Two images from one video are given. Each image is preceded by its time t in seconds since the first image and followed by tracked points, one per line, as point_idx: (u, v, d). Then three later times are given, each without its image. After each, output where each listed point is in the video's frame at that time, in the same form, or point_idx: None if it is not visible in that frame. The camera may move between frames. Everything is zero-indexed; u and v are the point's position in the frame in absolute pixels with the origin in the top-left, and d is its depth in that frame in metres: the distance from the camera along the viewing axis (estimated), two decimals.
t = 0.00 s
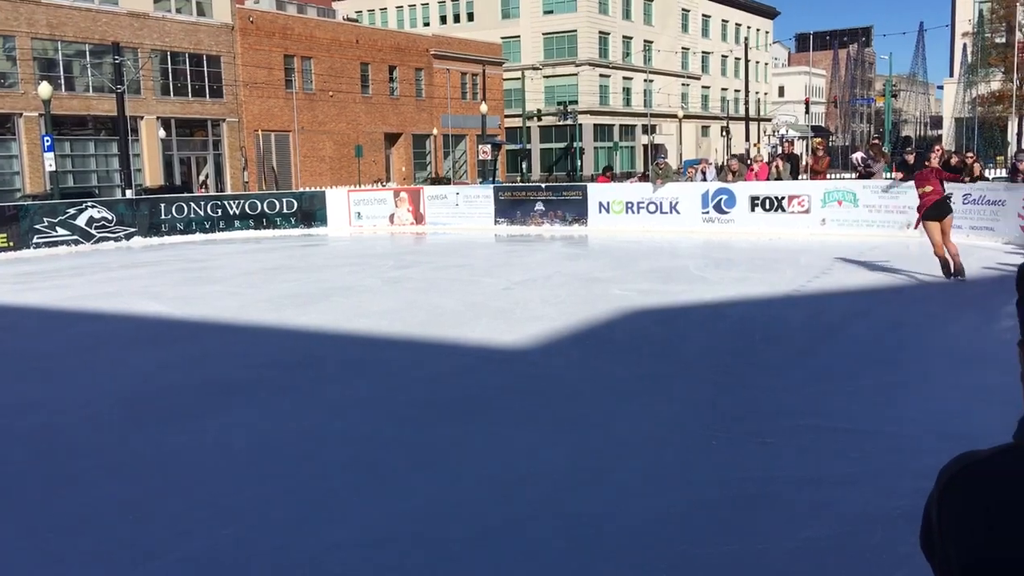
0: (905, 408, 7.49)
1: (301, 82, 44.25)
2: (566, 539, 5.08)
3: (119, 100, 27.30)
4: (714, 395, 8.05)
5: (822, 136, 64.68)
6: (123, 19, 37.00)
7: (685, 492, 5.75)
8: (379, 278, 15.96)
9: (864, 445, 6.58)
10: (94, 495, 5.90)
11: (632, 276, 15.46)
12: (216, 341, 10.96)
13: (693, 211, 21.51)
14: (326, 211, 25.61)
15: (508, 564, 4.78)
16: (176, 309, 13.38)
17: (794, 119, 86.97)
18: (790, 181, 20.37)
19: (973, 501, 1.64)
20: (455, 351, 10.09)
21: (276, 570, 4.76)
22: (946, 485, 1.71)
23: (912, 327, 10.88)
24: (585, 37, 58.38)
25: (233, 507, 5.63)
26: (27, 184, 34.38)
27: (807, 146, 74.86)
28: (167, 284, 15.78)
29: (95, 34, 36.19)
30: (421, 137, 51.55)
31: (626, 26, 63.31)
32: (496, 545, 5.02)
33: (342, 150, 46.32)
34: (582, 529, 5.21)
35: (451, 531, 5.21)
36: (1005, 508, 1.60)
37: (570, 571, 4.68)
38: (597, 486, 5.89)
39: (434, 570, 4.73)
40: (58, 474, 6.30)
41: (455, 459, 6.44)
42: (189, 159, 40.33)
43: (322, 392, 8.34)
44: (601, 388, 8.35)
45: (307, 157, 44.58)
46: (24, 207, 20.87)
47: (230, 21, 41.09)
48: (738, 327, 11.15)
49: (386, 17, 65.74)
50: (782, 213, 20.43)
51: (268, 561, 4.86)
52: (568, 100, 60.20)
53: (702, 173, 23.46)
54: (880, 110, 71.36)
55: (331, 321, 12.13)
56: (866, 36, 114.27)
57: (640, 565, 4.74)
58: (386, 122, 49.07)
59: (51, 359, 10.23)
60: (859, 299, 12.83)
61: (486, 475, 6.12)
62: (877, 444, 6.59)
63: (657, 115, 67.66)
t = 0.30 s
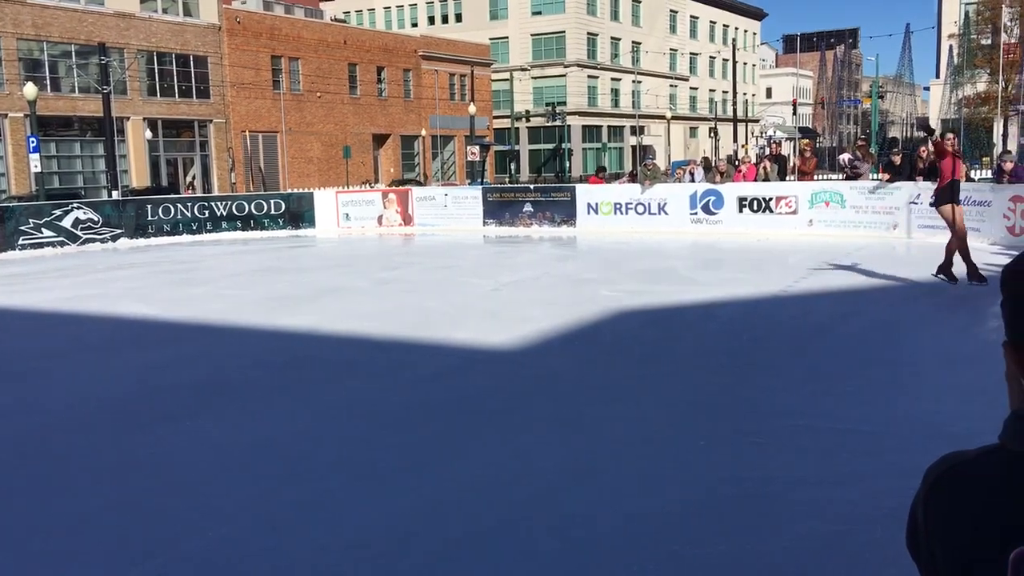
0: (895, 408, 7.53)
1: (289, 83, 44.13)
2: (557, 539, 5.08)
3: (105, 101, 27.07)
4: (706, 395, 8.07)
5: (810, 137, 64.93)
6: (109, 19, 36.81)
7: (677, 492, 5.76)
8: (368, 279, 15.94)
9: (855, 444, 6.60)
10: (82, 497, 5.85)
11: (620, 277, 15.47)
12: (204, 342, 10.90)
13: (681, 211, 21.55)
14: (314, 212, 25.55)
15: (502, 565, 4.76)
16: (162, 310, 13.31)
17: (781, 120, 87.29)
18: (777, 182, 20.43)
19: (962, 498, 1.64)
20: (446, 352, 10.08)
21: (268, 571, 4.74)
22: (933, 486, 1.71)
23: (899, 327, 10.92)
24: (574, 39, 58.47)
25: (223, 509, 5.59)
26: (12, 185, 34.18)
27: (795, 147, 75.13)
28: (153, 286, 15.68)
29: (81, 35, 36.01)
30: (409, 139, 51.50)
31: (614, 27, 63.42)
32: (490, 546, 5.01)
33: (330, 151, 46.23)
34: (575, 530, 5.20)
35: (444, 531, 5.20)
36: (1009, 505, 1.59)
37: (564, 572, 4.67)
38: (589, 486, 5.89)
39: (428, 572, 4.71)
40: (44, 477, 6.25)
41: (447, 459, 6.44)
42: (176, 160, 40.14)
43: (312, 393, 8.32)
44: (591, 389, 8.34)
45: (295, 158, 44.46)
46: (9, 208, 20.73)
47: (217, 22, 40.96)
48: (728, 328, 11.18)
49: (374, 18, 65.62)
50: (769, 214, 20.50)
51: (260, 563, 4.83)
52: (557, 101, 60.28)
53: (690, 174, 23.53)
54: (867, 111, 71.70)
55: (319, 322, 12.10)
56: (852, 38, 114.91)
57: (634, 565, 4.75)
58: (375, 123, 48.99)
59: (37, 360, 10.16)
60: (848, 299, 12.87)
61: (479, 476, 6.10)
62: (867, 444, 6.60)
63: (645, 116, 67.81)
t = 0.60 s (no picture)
0: (890, 409, 7.55)
1: (284, 85, 44.12)
2: (552, 540, 5.09)
3: (100, 104, 27.01)
4: (701, 397, 8.08)
5: (805, 138, 65.08)
6: (104, 21, 36.77)
7: (674, 493, 5.77)
8: (364, 281, 15.95)
9: (850, 445, 6.62)
10: (77, 500, 5.83)
11: (616, 279, 15.50)
12: (201, 344, 10.91)
13: (677, 213, 21.59)
14: (309, 215, 25.57)
15: (498, 568, 4.76)
16: (160, 313, 13.30)
17: (776, 121, 87.43)
18: (772, 183, 20.48)
19: (959, 499, 1.65)
20: (441, 354, 10.08)
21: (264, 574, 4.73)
22: (927, 490, 1.72)
23: (895, 328, 10.97)
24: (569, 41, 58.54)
25: (218, 512, 5.58)
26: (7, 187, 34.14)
27: (790, 148, 75.31)
28: (149, 288, 15.67)
29: (76, 37, 35.99)
30: (405, 141, 51.52)
31: (609, 29, 63.51)
32: (485, 548, 5.01)
33: (325, 153, 46.22)
34: (572, 531, 5.20)
35: (440, 533, 5.20)
36: (1007, 506, 1.60)
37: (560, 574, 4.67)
38: (585, 488, 5.89)
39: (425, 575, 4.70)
40: (38, 480, 6.23)
41: (443, 461, 6.44)
42: (172, 162, 40.09)
43: (307, 395, 8.30)
44: (588, 390, 8.36)
45: (290, 160, 44.43)
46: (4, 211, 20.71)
47: (212, 24, 40.91)
48: (724, 329, 11.20)
49: (369, 20, 65.66)
50: (765, 215, 20.55)
51: (255, 566, 4.82)
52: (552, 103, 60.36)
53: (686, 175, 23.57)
54: (862, 112, 71.86)
55: (316, 324, 12.11)
56: (847, 39, 115.23)
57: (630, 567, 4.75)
58: (370, 125, 49.00)
59: (31, 363, 10.12)
60: (843, 301, 12.92)
61: (476, 478, 6.10)
62: (862, 445, 6.62)
63: (640, 118, 67.91)
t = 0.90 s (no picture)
0: (895, 409, 7.55)
1: (290, 87, 44.20)
2: (552, 540, 5.10)
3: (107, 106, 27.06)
4: (703, 397, 8.09)
5: (811, 139, 64.95)
6: (111, 24, 36.87)
7: (680, 493, 5.78)
8: (370, 282, 15.98)
9: (855, 445, 6.61)
10: (85, 499, 5.87)
11: (622, 280, 15.48)
12: (208, 345, 10.94)
13: (682, 214, 21.56)
14: (315, 216, 25.61)
15: (499, 567, 4.77)
16: (166, 314, 13.35)
17: (782, 122, 87.30)
18: (778, 184, 20.45)
19: (977, 501, 1.69)
20: (447, 355, 10.08)
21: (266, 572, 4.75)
22: (944, 490, 1.75)
23: (902, 329, 10.94)
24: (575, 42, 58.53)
25: (220, 513, 5.59)
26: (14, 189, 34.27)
27: (795, 149, 75.19)
28: (155, 289, 15.72)
29: (82, 40, 36.11)
30: (410, 142, 51.56)
31: (615, 30, 63.48)
32: (488, 547, 5.02)
33: (331, 155, 46.29)
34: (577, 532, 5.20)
35: (446, 533, 5.22)
36: None
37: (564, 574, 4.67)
38: (588, 489, 5.89)
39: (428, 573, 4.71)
40: (42, 480, 6.26)
41: (445, 462, 6.44)
42: (178, 164, 40.17)
43: (311, 396, 8.31)
44: (594, 391, 8.36)
45: (296, 161, 44.50)
46: (12, 213, 20.76)
47: (219, 26, 40.99)
48: (729, 330, 11.18)
49: (375, 22, 65.77)
50: (771, 216, 20.52)
51: (262, 564, 4.85)
52: (558, 104, 60.38)
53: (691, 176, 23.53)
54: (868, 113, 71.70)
55: (322, 325, 12.14)
56: (854, 39, 115.04)
57: (632, 566, 4.76)
58: (376, 126, 49.04)
59: (35, 365, 10.16)
60: (849, 301, 12.89)
61: (478, 479, 6.10)
62: (867, 445, 6.60)
63: (646, 118, 67.88)
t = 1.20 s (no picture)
0: (903, 410, 7.52)
1: (304, 88, 44.36)
2: (557, 541, 5.09)
3: (124, 107, 27.21)
4: (712, 397, 8.07)
5: (826, 138, 64.63)
6: (127, 25, 37.10)
7: (692, 493, 5.77)
8: (384, 282, 16.03)
9: (868, 446, 6.59)
10: (102, 498, 5.92)
11: (635, 279, 15.46)
12: (222, 345, 10.99)
13: (697, 213, 21.51)
14: (329, 216, 25.69)
15: (503, 568, 4.76)
16: (181, 313, 13.43)
17: (797, 121, 86.93)
18: (793, 183, 20.37)
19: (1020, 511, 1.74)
20: (457, 355, 10.09)
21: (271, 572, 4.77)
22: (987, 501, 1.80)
23: (917, 329, 10.87)
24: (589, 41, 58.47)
25: (226, 512, 5.61)
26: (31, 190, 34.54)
27: (810, 148, 74.89)
28: (170, 289, 15.81)
29: (99, 41, 36.35)
30: (424, 142, 51.65)
31: (629, 30, 63.39)
32: (492, 547, 5.03)
33: (345, 155, 46.44)
34: (581, 532, 5.20)
35: (458, 532, 5.23)
36: None
37: None
38: (593, 490, 5.88)
39: (433, 574, 4.71)
40: (50, 479, 6.29)
41: (453, 462, 6.46)
42: (193, 164, 40.36)
43: (319, 396, 8.33)
44: (607, 390, 8.37)
45: (310, 161, 44.65)
46: (29, 213, 20.92)
47: (234, 26, 41.20)
48: (740, 330, 11.15)
49: (389, 22, 65.94)
50: (786, 216, 20.43)
51: (276, 561, 4.89)
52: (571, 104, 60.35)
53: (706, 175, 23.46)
54: (884, 112, 71.30)
55: (336, 324, 12.18)
56: (869, 39, 114.50)
57: (638, 567, 4.74)
58: (390, 126, 49.15)
59: (48, 364, 10.22)
60: (864, 302, 12.82)
61: (487, 478, 6.12)
62: (873, 446, 6.57)
63: (660, 118, 67.75)
